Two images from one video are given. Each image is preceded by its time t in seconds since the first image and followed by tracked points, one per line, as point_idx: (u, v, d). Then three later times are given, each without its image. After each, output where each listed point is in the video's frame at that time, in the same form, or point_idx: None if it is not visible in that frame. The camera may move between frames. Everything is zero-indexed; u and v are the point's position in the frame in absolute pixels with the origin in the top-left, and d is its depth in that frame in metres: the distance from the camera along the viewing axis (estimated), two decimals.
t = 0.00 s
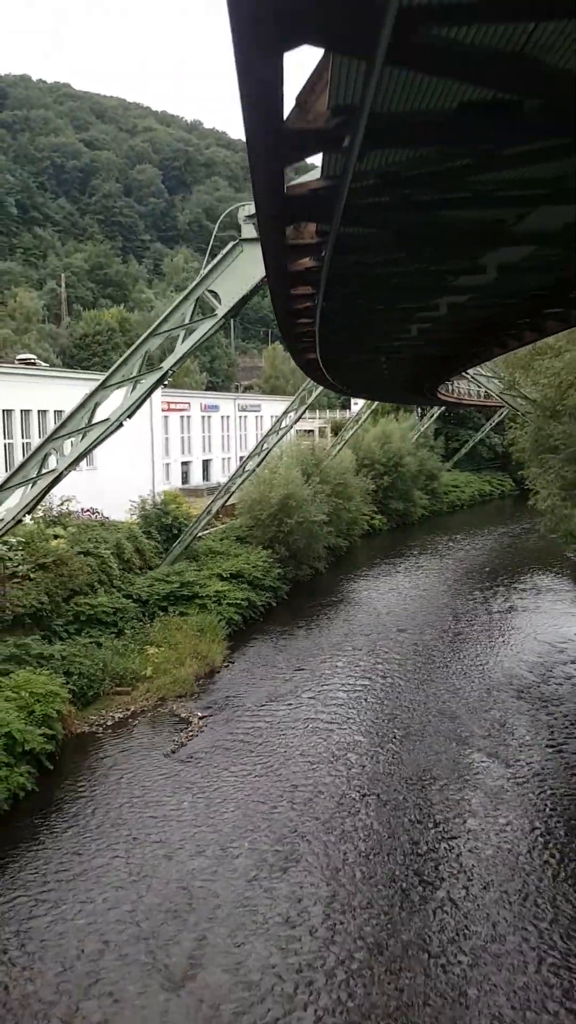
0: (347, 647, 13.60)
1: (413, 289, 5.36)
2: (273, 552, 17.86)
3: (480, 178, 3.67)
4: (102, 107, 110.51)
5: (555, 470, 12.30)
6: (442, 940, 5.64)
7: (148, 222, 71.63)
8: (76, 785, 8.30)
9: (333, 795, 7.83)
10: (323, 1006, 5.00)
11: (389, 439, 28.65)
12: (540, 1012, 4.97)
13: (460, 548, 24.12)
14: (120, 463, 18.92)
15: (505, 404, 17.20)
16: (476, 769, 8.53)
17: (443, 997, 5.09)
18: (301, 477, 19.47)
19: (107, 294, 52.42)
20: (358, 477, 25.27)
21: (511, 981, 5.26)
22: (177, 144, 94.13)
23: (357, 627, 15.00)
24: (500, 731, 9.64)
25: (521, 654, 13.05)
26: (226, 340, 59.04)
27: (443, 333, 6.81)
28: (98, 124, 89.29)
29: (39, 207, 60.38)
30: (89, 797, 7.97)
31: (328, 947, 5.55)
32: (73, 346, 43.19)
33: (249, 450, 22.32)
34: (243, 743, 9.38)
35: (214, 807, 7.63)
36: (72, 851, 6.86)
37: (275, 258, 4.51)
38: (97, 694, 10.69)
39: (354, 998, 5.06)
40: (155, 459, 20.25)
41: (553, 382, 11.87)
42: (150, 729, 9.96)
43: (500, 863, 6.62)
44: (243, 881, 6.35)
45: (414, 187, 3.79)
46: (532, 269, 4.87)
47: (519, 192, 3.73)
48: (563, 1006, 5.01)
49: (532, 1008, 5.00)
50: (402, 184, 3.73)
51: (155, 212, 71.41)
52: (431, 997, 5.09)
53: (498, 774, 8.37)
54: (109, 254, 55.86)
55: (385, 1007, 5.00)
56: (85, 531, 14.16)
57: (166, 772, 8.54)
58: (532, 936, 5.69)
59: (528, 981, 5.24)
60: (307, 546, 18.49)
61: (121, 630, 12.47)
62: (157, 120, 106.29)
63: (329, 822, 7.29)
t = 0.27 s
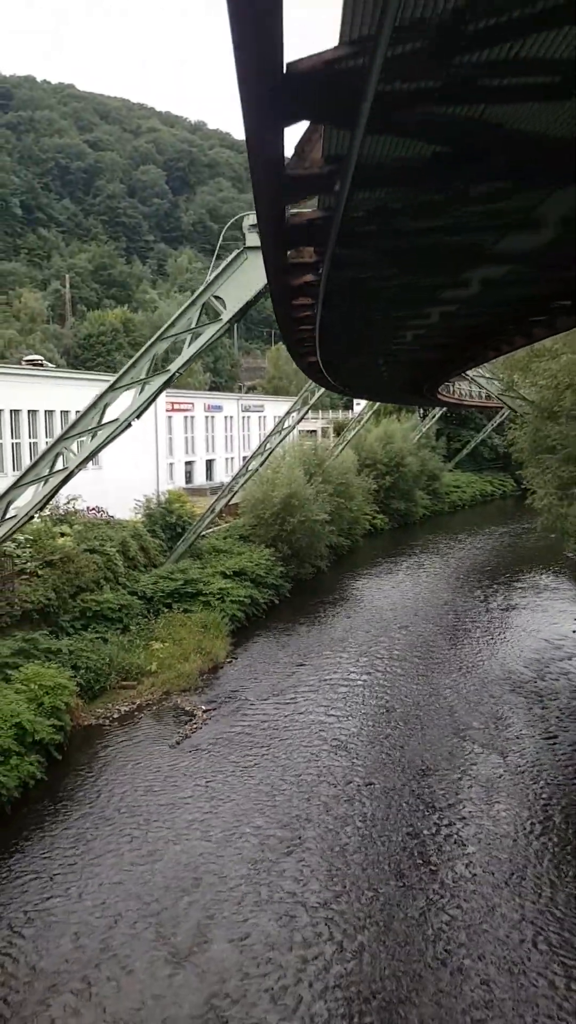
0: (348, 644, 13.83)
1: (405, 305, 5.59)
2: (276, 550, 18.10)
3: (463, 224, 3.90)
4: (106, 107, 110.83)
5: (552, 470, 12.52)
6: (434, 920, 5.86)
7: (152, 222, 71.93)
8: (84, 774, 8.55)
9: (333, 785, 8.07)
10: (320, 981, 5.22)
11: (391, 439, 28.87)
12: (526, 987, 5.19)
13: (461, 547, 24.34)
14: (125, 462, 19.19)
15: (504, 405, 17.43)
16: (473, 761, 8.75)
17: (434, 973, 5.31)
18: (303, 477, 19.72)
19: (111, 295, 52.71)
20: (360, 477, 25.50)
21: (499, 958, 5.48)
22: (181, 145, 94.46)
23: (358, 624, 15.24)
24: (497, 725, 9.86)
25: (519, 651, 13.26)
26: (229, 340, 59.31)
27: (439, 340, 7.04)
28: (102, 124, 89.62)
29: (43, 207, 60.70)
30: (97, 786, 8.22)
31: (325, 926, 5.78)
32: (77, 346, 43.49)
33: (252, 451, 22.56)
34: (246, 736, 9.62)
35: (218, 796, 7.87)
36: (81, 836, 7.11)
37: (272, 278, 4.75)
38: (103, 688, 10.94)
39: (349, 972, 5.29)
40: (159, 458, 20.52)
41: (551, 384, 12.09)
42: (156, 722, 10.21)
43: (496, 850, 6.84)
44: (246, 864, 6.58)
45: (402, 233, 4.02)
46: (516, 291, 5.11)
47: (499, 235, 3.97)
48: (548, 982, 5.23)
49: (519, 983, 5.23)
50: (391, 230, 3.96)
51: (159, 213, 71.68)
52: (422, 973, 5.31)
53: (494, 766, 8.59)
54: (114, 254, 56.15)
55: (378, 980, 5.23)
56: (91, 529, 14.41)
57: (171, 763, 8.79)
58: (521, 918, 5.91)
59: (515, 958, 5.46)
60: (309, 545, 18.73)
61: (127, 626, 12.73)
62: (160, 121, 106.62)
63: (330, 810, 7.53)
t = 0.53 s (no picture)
0: (348, 641, 14.06)
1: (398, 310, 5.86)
2: (277, 549, 18.33)
3: (455, 216, 4.07)
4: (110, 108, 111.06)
5: (548, 471, 12.76)
6: (427, 902, 6.10)
7: (156, 223, 72.22)
8: (89, 764, 8.80)
9: (331, 776, 8.32)
10: (319, 954, 5.47)
11: (392, 440, 29.09)
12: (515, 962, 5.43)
13: (461, 547, 24.57)
14: (129, 462, 19.45)
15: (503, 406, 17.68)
16: (467, 753, 9.00)
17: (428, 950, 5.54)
18: (305, 477, 19.95)
19: (114, 296, 52.99)
20: (361, 477, 25.73)
21: (492, 938, 5.70)
22: (185, 146, 94.81)
23: (358, 622, 15.46)
24: (492, 719, 10.10)
25: (516, 648, 13.50)
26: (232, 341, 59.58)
27: (433, 347, 7.30)
28: (106, 125, 89.93)
29: (47, 208, 60.99)
30: (102, 776, 8.46)
31: (322, 906, 6.02)
32: (81, 346, 43.76)
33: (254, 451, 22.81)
34: (248, 729, 9.85)
35: (220, 786, 8.10)
36: (87, 823, 7.35)
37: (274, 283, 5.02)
38: (108, 682, 11.18)
39: (346, 948, 5.53)
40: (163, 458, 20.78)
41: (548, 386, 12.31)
42: (159, 715, 10.44)
43: (489, 839, 7.04)
44: (247, 850, 6.81)
45: (398, 227, 4.19)
46: (507, 293, 5.37)
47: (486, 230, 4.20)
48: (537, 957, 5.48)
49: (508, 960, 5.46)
50: (387, 221, 4.12)
51: (162, 213, 71.93)
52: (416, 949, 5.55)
53: (488, 758, 8.84)
54: (117, 255, 56.41)
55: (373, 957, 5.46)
56: (95, 527, 14.65)
57: (174, 754, 9.02)
58: (514, 901, 6.14)
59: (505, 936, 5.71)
60: (310, 544, 18.96)
61: (131, 622, 12.96)
62: (164, 122, 106.95)
63: (329, 800, 7.75)
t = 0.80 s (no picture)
0: (348, 638, 14.26)
1: (393, 316, 6.03)
2: (278, 548, 18.54)
3: (448, 223, 4.12)
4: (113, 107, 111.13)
5: (546, 471, 12.97)
6: (423, 885, 6.32)
7: (159, 223, 72.44)
8: (94, 755, 9.02)
9: (330, 767, 8.54)
10: (318, 933, 5.69)
11: (393, 440, 29.29)
12: (507, 941, 5.65)
13: (460, 546, 24.78)
14: (132, 460, 19.67)
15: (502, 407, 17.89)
16: (463, 745, 9.22)
17: (422, 929, 5.76)
18: (306, 476, 20.15)
19: (117, 295, 53.20)
20: (362, 477, 25.93)
21: (484, 923, 5.86)
22: (188, 146, 95.05)
23: (358, 620, 15.66)
24: (488, 714, 10.32)
25: (513, 645, 13.72)
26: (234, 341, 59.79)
27: (430, 350, 7.51)
28: (109, 124, 90.17)
29: (51, 207, 61.18)
30: (106, 767, 8.66)
31: (321, 888, 6.24)
32: (84, 346, 43.94)
33: (256, 450, 23.03)
34: (248, 722, 10.05)
35: (221, 777, 8.30)
36: (92, 812, 7.55)
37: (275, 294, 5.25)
38: (112, 676, 11.39)
39: (344, 928, 5.75)
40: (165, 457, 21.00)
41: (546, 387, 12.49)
42: (162, 708, 10.65)
43: (483, 829, 7.22)
44: (247, 837, 7.00)
45: (392, 233, 4.23)
46: (496, 302, 5.53)
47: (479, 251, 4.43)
48: (528, 937, 5.70)
49: (501, 939, 5.68)
50: (382, 227, 4.16)
51: (165, 213, 72.11)
52: (411, 929, 5.77)
53: (483, 751, 9.06)
54: (120, 254, 56.60)
55: (369, 936, 5.68)
56: (99, 524, 14.86)
57: (177, 746, 9.23)
58: (507, 888, 6.30)
59: (498, 918, 5.93)
60: (311, 543, 19.17)
61: (134, 617, 13.17)
62: (167, 122, 107.19)
63: (327, 791, 7.95)
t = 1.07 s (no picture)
0: (347, 636, 14.45)
1: (388, 323, 6.16)
2: (279, 547, 18.75)
3: (441, 242, 4.20)
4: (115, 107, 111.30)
5: (542, 472, 13.17)
6: (413, 874, 6.47)
7: (161, 223, 72.66)
8: (97, 747, 9.24)
9: (327, 761, 8.74)
10: (313, 917, 5.88)
11: (393, 441, 29.48)
12: (495, 927, 5.81)
13: (459, 546, 24.97)
14: (134, 460, 19.88)
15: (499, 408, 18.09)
16: (458, 740, 9.42)
17: (412, 916, 5.91)
18: (306, 476, 20.36)
19: (119, 296, 53.42)
20: (362, 477, 26.14)
21: (475, 909, 6.05)
22: (190, 147, 95.33)
23: (357, 618, 15.86)
24: (483, 710, 10.51)
25: (509, 644, 13.91)
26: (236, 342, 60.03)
27: (425, 355, 7.72)
28: (112, 125, 90.35)
29: (53, 208, 61.35)
30: (110, 759, 8.88)
31: (316, 875, 6.42)
32: (86, 346, 44.13)
33: (257, 450, 23.23)
34: (248, 717, 10.26)
35: (222, 770, 8.51)
36: (96, 802, 7.77)
37: (276, 300, 5.45)
38: (114, 671, 11.60)
39: (336, 914, 5.91)
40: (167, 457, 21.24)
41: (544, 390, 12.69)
42: (163, 703, 10.85)
43: (476, 819, 7.41)
44: (247, 826, 7.20)
45: (386, 251, 4.30)
46: (486, 310, 5.65)
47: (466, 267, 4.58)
48: (515, 923, 5.86)
49: (488, 925, 5.84)
50: (377, 246, 4.22)
51: (167, 214, 72.32)
52: (402, 915, 5.93)
53: (477, 745, 9.26)
54: (122, 255, 56.81)
55: (362, 921, 5.84)
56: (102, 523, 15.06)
57: (178, 740, 9.44)
58: (498, 876, 6.49)
59: (486, 905, 6.09)
60: (311, 542, 19.38)
61: (136, 614, 13.39)
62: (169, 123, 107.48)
63: (325, 783, 8.16)
